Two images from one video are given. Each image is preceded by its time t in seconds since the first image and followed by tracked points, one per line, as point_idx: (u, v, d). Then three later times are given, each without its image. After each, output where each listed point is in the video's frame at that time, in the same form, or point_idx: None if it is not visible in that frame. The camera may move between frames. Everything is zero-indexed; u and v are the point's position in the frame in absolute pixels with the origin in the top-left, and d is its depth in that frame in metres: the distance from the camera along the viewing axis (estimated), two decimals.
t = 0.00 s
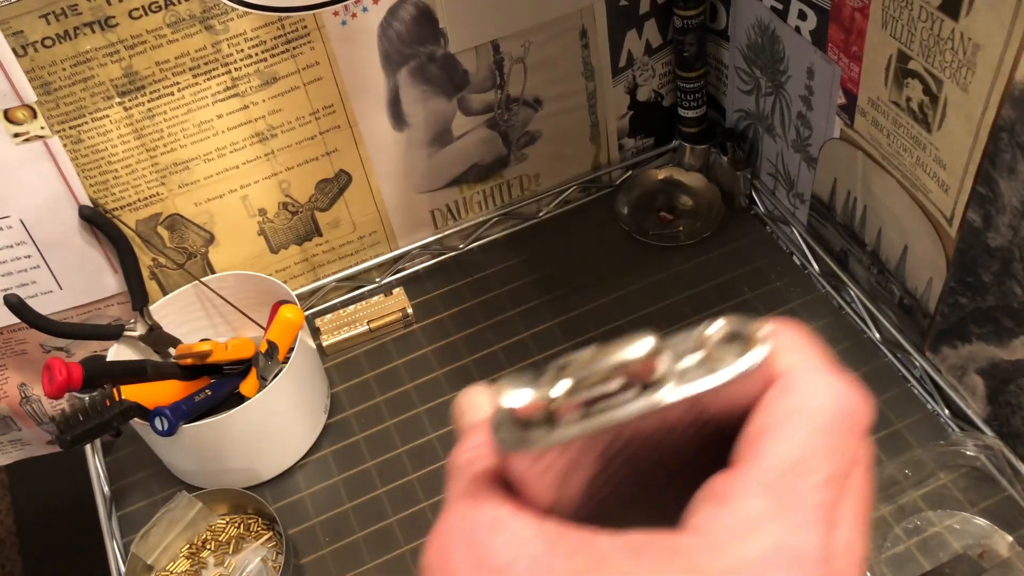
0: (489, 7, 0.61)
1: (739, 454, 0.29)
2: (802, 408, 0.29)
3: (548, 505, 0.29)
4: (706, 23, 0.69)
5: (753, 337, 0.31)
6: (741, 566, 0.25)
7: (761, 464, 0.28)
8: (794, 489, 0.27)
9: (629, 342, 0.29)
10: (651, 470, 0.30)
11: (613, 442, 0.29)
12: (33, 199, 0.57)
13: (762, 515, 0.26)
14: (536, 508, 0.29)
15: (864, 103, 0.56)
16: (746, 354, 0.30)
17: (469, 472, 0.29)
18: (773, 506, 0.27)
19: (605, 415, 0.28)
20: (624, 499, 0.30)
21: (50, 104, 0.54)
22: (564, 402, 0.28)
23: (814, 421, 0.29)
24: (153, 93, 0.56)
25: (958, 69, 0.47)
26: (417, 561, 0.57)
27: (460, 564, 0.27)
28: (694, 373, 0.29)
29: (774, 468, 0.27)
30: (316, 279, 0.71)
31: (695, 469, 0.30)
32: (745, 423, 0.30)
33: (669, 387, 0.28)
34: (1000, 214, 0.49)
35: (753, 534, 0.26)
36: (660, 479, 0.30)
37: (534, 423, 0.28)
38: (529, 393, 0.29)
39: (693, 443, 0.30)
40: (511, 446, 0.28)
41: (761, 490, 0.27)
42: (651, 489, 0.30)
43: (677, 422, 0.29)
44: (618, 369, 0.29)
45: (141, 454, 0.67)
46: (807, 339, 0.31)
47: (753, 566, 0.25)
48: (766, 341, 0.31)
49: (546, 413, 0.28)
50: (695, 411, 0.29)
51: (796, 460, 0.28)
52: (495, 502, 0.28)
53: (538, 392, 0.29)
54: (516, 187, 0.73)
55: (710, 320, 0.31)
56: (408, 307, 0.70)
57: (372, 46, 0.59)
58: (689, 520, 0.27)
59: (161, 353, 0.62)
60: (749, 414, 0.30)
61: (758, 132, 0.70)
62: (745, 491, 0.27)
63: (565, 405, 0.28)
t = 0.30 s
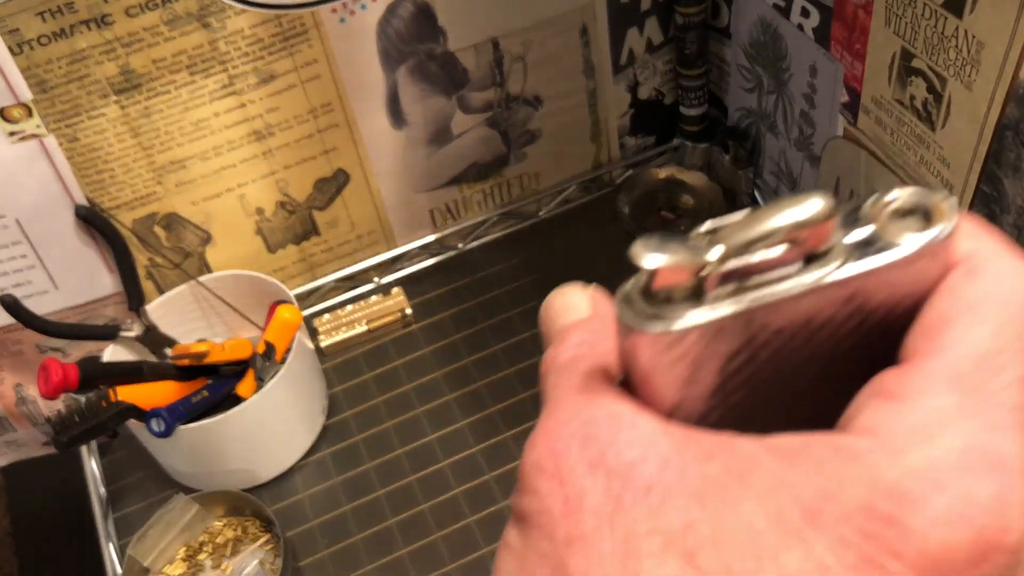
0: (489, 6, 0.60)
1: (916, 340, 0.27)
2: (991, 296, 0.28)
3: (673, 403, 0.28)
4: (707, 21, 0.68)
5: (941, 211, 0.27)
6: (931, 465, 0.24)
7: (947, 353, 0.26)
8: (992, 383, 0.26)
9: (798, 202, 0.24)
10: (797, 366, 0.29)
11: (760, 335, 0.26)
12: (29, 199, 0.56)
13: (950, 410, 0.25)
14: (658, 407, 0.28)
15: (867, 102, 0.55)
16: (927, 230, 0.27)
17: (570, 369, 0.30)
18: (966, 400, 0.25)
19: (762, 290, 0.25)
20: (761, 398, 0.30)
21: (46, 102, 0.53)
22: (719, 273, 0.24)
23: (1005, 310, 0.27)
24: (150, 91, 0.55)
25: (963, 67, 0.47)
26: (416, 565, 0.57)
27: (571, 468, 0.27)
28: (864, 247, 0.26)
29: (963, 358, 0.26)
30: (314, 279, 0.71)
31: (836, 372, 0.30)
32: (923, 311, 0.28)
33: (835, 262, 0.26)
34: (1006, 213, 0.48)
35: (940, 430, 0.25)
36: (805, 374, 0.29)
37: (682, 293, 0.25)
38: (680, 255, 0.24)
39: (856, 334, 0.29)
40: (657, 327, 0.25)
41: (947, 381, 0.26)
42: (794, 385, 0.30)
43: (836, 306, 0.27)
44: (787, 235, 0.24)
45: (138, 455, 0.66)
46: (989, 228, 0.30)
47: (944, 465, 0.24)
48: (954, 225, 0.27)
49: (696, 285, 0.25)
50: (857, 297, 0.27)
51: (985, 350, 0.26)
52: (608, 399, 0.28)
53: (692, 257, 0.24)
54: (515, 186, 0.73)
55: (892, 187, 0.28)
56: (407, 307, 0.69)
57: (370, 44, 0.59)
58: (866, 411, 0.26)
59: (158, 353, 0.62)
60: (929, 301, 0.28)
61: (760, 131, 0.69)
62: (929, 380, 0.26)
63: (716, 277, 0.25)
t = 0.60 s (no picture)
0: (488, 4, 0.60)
1: (958, 243, 0.31)
2: None
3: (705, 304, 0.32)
4: (708, 19, 0.67)
5: (989, 106, 0.30)
6: (969, 365, 0.28)
7: (985, 259, 0.30)
8: None
9: (832, 94, 0.27)
10: (829, 272, 0.32)
11: (796, 232, 0.29)
12: (26, 199, 0.55)
13: (988, 311, 0.29)
14: (687, 313, 0.32)
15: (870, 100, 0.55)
16: (972, 124, 0.30)
17: (595, 270, 0.36)
18: (1003, 298, 0.29)
19: (799, 179, 0.28)
20: (797, 298, 0.33)
21: (43, 101, 0.53)
22: (755, 160, 0.27)
23: None
24: (148, 90, 0.55)
25: (966, 66, 0.46)
26: (415, 566, 0.56)
27: (591, 365, 0.32)
28: (907, 144, 0.29)
29: (1002, 264, 0.30)
30: (313, 278, 0.70)
31: (871, 276, 0.33)
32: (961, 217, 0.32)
33: (873, 156, 0.29)
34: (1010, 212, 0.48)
35: (979, 331, 0.28)
36: (840, 276, 0.32)
37: (717, 183, 0.28)
38: (717, 142, 0.27)
39: (892, 241, 0.32)
40: (686, 219, 0.28)
41: (984, 284, 0.29)
42: (830, 289, 0.33)
43: (874, 203, 0.29)
44: (823, 123, 0.27)
45: (135, 456, 0.66)
46: None
47: (984, 364, 0.28)
48: (1003, 121, 0.30)
49: (734, 174, 0.28)
50: (894, 193, 0.29)
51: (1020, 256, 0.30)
52: (629, 299, 0.33)
53: (731, 145, 0.27)
54: (516, 186, 0.72)
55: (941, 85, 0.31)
56: (406, 307, 0.69)
57: (369, 42, 0.58)
58: (906, 313, 0.30)
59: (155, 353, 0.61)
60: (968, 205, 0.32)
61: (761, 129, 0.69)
62: (968, 282, 0.29)
63: (753, 166, 0.28)
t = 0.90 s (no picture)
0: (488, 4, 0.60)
1: (910, 220, 0.32)
2: (981, 179, 0.32)
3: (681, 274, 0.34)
4: (708, 19, 0.67)
5: (939, 96, 0.31)
6: (914, 319, 0.29)
7: (934, 231, 0.31)
8: (969, 255, 0.31)
9: (799, 80, 0.29)
10: (796, 245, 0.34)
11: (764, 205, 0.31)
12: (26, 199, 0.55)
13: (933, 277, 0.30)
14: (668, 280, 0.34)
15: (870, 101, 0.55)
16: (926, 110, 0.31)
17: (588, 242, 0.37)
18: (949, 268, 0.30)
19: (768, 155, 0.30)
20: (765, 269, 0.35)
21: (43, 101, 0.53)
22: (727, 137, 0.29)
23: (990, 190, 0.32)
24: (148, 90, 0.55)
25: (966, 66, 0.46)
26: (415, 566, 0.56)
27: (582, 318, 0.33)
28: (868, 125, 0.31)
29: (949, 235, 0.31)
30: (313, 278, 0.70)
31: (834, 249, 0.35)
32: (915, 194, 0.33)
33: (836, 134, 0.30)
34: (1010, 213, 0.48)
35: (924, 292, 0.30)
36: (808, 250, 0.34)
37: (695, 158, 0.30)
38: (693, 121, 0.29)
39: (853, 218, 0.34)
40: (666, 189, 0.29)
41: (931, 252, 0.31)
42: (797, 261, 0.35)
43: (836, 180, 0.31)
44: (788, 105, 0.29)
45: (135, 456, 0.66)
46: (981, 124, 0.35)
47: (927, 319, 0.29)
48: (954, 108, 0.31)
49: (707, 149, 0.30)
50: (858, 171, 0.31)
51: (967, 227, 0.31)
52: (622, 264, 0.34)
53: (703, 122, 0.29)
54: (516, 186, 0.72)
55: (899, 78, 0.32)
56: (406, 307, 0.69)
57: (369, 41, 0.58)
58: (859, 281, 0.31)
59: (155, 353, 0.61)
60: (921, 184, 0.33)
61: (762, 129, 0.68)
62: (917, 251, 0.31)
63: (725, 141, 0.29)
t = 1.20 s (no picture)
0: (489, 5, 0.60)
1: (825, 221, 0.33)
2: (892, 189, 0.33)
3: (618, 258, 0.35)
4: (708, 19, 0.67)
5: (861, 108, 0.33)
6: (814, 309, 0.30)
7: (840, 232, 0.32)
8: (873, 255, 0.32)
9: (736, 83, 0.31)
10: (726, 236, 0.36)
11: (696, 198, 0.33)
12: (27, 200, 0.56)
13: (836, 273, 0.31)
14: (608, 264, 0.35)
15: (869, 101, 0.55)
16: (848, 120, 0.33)
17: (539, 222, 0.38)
18: (850, 267, 0.31)
19: (702, 152, 0.32)
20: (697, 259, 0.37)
21: (45, 102, 0.53)
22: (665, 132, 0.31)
23: (897, 201, 0.33)
24: (149, 91, 0.55)
25: (965, 66, 0.46)
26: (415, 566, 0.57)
27: (526, 285, 0.34)
28: (794, 130, 0.32)
29: (855, 237, 0.32)
30: (313, 279, 0.71)
31: (760, 240, 0.36)
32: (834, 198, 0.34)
33: (763, 135, 0.32)
34: (1007, 213, 0.48)
35: (824, 285, 0.31)
36: (737, 241, 0.36)
37: (636, 151, 0.32)
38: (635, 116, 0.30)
39: (779, 216, 0.35)
40: (608, 176, 0.31)
41: (837, 251, 0.32)
42: (725, 252, 0.37)
43: (762, 178, 0.33)
44: (720, 108, 0.30)
45: (136, 456, 0.66)
46: (901, 140, 0.36)
47: (825, 312, 0.30)
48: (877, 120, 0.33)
49: (646, 143, 0.31)
50: (783, 175, 0.33)
51: (873, 231, 0.32)
52: (570, 241, 0.35)
53: (642, 119, 0.31)
54: (516, 186, 0.72)
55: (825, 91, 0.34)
56: (406, 307, 0.69)
57: (370, 42, 0.58)
58: (771, 273, 0.32)
59: (156, 353, 0.62)
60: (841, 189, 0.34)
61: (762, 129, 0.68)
62: (826, 250, 0.32)
63: (663, 137, 0.31)
